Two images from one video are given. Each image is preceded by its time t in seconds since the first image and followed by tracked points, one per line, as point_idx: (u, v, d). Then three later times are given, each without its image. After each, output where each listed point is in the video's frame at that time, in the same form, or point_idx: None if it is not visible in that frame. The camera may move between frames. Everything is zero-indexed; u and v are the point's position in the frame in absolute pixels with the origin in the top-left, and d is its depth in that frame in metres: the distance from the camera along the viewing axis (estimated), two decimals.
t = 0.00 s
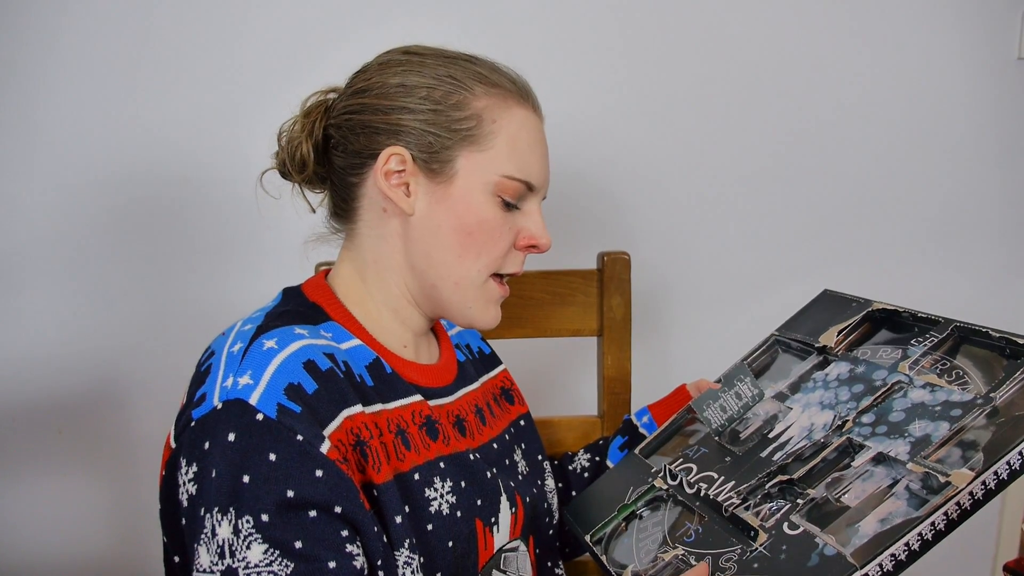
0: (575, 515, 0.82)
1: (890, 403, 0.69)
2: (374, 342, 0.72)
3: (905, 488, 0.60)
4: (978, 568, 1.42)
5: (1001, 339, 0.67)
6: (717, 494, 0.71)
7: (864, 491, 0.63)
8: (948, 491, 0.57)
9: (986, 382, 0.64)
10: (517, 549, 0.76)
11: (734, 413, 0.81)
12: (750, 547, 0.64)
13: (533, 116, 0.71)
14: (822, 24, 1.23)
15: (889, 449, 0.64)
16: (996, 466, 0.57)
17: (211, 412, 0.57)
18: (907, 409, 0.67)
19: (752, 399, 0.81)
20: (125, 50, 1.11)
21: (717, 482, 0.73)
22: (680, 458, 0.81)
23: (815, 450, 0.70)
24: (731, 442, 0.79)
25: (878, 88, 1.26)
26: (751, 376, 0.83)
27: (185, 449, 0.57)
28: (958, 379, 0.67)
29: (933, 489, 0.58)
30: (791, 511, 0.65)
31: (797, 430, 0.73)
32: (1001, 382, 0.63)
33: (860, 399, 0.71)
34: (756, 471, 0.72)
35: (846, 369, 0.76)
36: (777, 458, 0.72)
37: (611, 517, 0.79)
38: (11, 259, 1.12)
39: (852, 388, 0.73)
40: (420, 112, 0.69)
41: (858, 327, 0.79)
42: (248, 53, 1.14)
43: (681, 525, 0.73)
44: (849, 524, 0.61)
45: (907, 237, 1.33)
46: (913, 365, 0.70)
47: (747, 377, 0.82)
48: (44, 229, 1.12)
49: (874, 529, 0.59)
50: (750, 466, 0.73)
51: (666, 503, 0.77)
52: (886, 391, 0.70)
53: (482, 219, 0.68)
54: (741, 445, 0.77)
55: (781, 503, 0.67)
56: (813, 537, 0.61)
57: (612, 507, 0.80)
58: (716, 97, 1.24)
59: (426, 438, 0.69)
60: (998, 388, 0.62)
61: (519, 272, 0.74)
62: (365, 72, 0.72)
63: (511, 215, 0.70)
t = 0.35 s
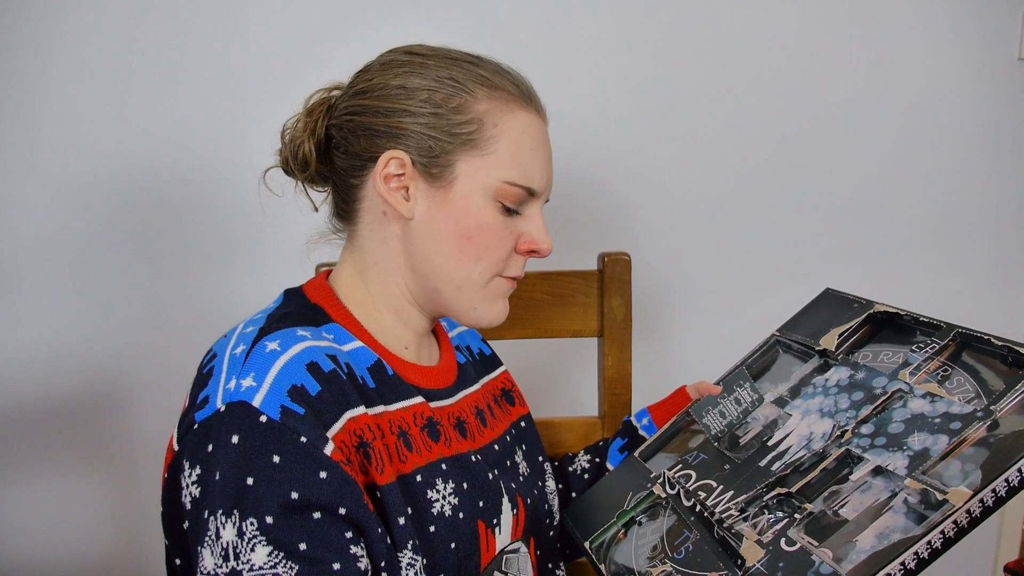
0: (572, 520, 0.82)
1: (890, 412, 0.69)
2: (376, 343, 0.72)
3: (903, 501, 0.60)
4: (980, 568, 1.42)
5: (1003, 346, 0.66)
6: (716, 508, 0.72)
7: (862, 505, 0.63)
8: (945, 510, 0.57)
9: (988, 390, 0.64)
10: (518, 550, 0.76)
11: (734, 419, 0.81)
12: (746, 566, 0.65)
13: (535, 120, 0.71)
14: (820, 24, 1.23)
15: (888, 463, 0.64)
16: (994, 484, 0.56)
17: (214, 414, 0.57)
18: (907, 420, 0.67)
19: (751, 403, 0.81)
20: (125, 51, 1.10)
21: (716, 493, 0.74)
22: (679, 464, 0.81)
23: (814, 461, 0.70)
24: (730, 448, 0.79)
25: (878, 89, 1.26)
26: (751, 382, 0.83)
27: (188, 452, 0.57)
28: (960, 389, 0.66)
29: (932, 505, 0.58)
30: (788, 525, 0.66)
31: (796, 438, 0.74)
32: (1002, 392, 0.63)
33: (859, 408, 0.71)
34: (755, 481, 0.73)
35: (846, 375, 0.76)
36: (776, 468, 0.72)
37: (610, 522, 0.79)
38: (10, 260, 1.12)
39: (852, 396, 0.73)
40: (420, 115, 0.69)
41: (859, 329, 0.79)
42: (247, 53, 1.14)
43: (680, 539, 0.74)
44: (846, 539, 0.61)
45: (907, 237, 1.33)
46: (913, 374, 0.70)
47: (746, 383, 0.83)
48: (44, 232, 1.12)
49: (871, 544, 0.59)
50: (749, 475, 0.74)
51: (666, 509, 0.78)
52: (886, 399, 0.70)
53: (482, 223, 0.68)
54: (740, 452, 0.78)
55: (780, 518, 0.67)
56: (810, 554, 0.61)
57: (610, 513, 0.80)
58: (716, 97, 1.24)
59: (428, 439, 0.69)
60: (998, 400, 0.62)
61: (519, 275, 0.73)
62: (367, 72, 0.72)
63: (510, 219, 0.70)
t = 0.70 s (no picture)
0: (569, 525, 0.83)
1: (876, 418, 0.69)
2: (375, 346, 0.72)
3: (885, 512, 0.60)
4: (980, 567, 1.42)
5: (992, 342, 0.66)
6: (701, 518, 0.73)
7: (845, 515, 0.63)
8: (922, 526, 0.57)
9: (977, 391, 0.63)
10: (517, 552, 0.76)
11: (723, 421, 0.82)
12: None
13: (509, 107, 0.69)
14: (820, 24, 1.23)
15: (870, 473, 0.64)
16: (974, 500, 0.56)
17: (212, 418, 0.57)
18: (892, 426, 0.67)
19: (740, 405, 0.82)
20: (124, 52, 1.10)
21: (703, 502, 0.74)
22: (668, 468, 0.81)
23: (798, 468, 0.70)
24: (717, 450, 0.80)
25: (878, 88, 1.26)
26: (740, 383, 0.84)
27: (187, 456, 0.57)
28: (949, 390, 0.66)
29: (910, 517, 0.58)
30: (772, 539, 0.66)
31: (783, 444, 0.74)
32: (989, 394, 0.62)
33: (846, 413, 0.71)
34: (741, 490, 0.73)
35: (835, 376, 0.75)
36: (762, 476, 0.73)
37: (599, 529, 0.80)
38: (9, 263, 1.12)
39: (839, 399, 0.73)
40: (397, 110, 0.71)
41: (849, 322, 0.79)
42: (246, 54, 1.14)
43: (666, 549, 0.74)
44: (826, 552, 0.61)
45: (906, 237, 1.33)
46: (901, 374, 0.70)
47: (735, 385, 0.84)
48: (44, 234, 1.12)
49: (851, 559, 0.59)
50: (735, 484, 0.74)
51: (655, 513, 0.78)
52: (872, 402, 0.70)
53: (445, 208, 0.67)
54: (728, 455, 0.78)
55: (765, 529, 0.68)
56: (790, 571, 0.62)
57: (600, 521, 0.81)
58: (715, 97, 1.24)
59: (425, 442, 0.69)
60: (982, 405, 0.62)
61: (501, 270, 0.70)
62: (367, 82, 0.76)
63: (479, 206, 0.68)
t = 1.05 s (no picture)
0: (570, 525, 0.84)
1: (844, 385, 0.68)
2: (373, 345, 0.72)
3: (861, 481, 0.60)
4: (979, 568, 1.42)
5: (948, 293, 0.65)
6: (686, 505, 0.73)
7: (825, 488, 0.62)
8: (895, 494, 0.57)
9: (938, 345, 0.63)
10: (515, 553, 0.77)
11: (700, 401, 0.81)
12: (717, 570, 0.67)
13: (495, 100, 0.71)
14: (818, 24, 1.23)
15: (843, 445, 0.64)
16: (940, 460, 0.56)
17: (214, 416, 0.57)
18: (860, 392, 0.66)
19: (715, 383, 0.81)
20: (126, 52, 1.11)
21: (687, 487, 0.74)
22: (653, 456, 0.81)
23: (775, 446, 0.69)
24: (695, 433, 0.79)
25: (876, 88, 1.27)
26: (711, 362, 0.83)
27: (189, 453, 0.57)
28: (911, 348, 0.65)
29: (884, 486, 0.58)
30: (754, 520, 0.66)
31: (758, 420, 0.73)
32: (949, 348, 0.62)
33: (816, 382, 0.70)
34: (722, 472, 0.72)
35: (803, 345, 0.75)
36: (740, 456, 0.72)
37: (593, 526, 0.81)
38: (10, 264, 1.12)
39: (808, 367, 0.72)
40: (400, 105, 0.74)
41: (813, 286, 0.78)
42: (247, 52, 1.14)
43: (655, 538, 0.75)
44: (807, 530, 0.61)
45: (905, 237, 1.33)
46: (865, 335, 0.69)
47: (708, 364, 0.83)
48: (46, 236, 1.13)
49: (831, 534, 0.60)
50: (716, 466, 0.73)
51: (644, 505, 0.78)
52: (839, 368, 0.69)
53: (417, 189, 0.68)
54: (705, 435, 0.77)
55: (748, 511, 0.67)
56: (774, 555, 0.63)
57: (593, 515, 0.82)
58: (714, 97, 1.24)
59: (425, 443, 0.70)
60: (944, 360, 0.61)
61: (471, 262, 0.69)
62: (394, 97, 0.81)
63: (451, 191, 0.68)
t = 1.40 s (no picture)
0: (564, 519, 0.84)
1: (871, 407, 0.69)
2: (372, 346, 0.72)
3: (885, 500, 0.61)
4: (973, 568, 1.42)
5: (983, 331, 0.67)
6: (700, 509, 0.73)
7: (846, 503, 0.63)
8: (930, 515, 0.57)
9: (971, 381, 0.65)
10: (513, 555, 0.77)
11: (716, 411, 0.82)
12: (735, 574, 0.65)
13: (516, 115, 0.70)
14: (815, 24, 1.23)
15: (871, 462, 0.64)
16: (981, 486, 0.56)
17: (211, 421, 0.58)
18: (888, 415, 0.67)
19: (732, 393, 0.82)
20: (123, 52, 1.11)
21: (700, 492, 0.74)
22: (663, 459, 0.81)
23: (797, 457, 0.70)
24: (711, 441, 0.80)
25: (873, 89, 1.27)
26: (731, 372, 0.84)
27: (186, 458, 0.58)
28: (941, 380, 0.67)
29: (916, 509, 0.58)
30: (772, 528, 0.66)
31: (778, 433, 0.74)
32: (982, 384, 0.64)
33: (840, 401, 0.72)
34: (739, 480, 0.73)
35: (826, 364, 0.76)
36: (759, 465, 0.73)
37: (596, 524, 0.80)
38: (8, 262, 1.12)
39: (832, 387, 0.73)
40: (411, 114, 0.72)
41: (838, 312, 0.80)
42: (243, 52, 1.14)
43: (666, 541, 0.74)
44: (830, 543, 0.62)
45: (904, 237, 1.33)
46: (894, 363, 0.71)
47: (727, 374, 0.84)
48: (45, 235, 1.13)
49: (857, 548, 0.60)
50: (733, 473, 0.74)
51: (652, 508, 0.78)
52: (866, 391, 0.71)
53: (440, 208, 0.67)
54: (722, 446, 0.78)
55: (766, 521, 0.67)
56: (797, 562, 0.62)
57: (597, 513, 0.81)
58: (712, 97, 1.24)
59: (423, 446, 0.70)
60: (979, 393, 0.63)
61: (494, 280, 0.69)
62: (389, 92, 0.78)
63: (476, 209, 0.68)
